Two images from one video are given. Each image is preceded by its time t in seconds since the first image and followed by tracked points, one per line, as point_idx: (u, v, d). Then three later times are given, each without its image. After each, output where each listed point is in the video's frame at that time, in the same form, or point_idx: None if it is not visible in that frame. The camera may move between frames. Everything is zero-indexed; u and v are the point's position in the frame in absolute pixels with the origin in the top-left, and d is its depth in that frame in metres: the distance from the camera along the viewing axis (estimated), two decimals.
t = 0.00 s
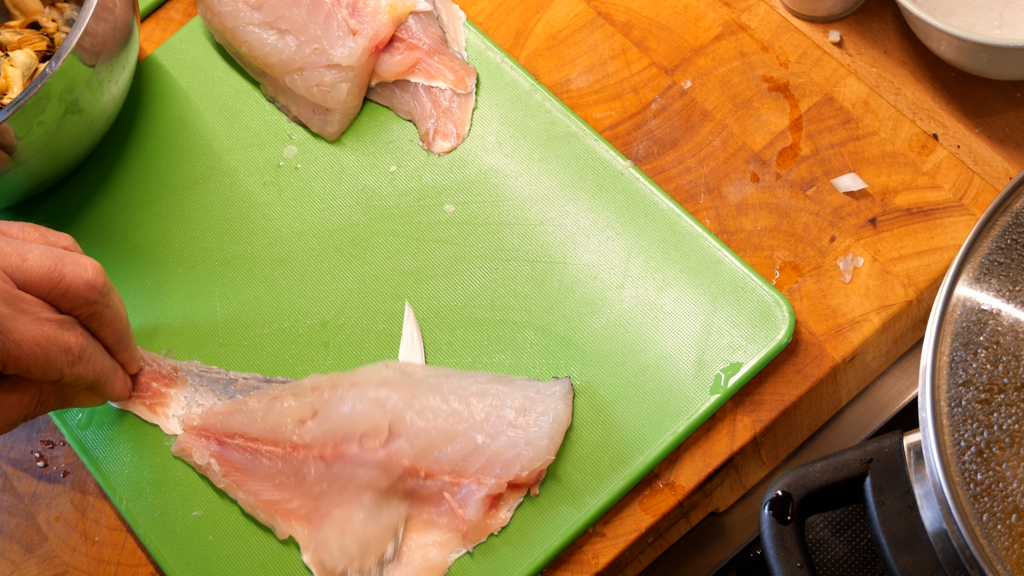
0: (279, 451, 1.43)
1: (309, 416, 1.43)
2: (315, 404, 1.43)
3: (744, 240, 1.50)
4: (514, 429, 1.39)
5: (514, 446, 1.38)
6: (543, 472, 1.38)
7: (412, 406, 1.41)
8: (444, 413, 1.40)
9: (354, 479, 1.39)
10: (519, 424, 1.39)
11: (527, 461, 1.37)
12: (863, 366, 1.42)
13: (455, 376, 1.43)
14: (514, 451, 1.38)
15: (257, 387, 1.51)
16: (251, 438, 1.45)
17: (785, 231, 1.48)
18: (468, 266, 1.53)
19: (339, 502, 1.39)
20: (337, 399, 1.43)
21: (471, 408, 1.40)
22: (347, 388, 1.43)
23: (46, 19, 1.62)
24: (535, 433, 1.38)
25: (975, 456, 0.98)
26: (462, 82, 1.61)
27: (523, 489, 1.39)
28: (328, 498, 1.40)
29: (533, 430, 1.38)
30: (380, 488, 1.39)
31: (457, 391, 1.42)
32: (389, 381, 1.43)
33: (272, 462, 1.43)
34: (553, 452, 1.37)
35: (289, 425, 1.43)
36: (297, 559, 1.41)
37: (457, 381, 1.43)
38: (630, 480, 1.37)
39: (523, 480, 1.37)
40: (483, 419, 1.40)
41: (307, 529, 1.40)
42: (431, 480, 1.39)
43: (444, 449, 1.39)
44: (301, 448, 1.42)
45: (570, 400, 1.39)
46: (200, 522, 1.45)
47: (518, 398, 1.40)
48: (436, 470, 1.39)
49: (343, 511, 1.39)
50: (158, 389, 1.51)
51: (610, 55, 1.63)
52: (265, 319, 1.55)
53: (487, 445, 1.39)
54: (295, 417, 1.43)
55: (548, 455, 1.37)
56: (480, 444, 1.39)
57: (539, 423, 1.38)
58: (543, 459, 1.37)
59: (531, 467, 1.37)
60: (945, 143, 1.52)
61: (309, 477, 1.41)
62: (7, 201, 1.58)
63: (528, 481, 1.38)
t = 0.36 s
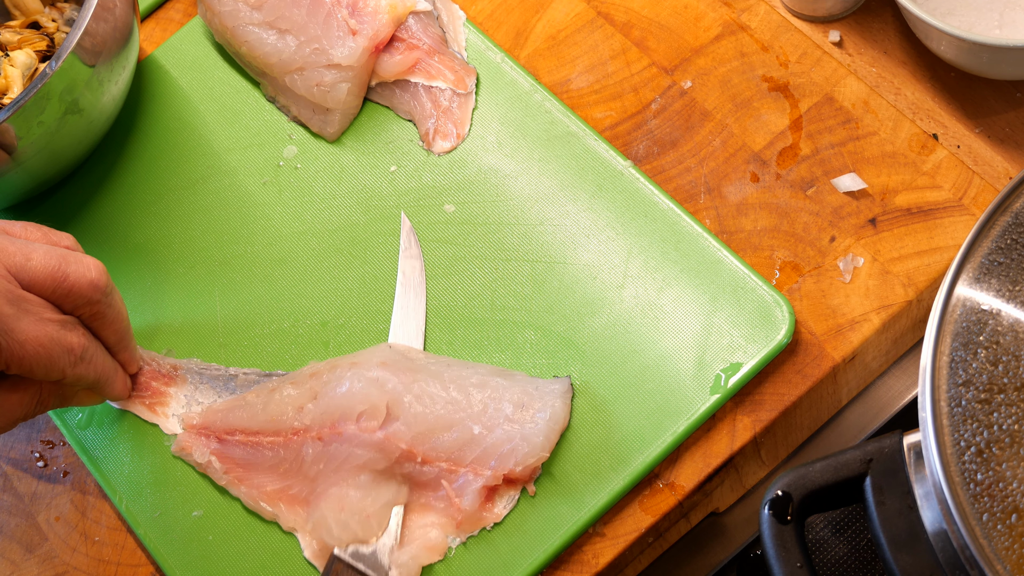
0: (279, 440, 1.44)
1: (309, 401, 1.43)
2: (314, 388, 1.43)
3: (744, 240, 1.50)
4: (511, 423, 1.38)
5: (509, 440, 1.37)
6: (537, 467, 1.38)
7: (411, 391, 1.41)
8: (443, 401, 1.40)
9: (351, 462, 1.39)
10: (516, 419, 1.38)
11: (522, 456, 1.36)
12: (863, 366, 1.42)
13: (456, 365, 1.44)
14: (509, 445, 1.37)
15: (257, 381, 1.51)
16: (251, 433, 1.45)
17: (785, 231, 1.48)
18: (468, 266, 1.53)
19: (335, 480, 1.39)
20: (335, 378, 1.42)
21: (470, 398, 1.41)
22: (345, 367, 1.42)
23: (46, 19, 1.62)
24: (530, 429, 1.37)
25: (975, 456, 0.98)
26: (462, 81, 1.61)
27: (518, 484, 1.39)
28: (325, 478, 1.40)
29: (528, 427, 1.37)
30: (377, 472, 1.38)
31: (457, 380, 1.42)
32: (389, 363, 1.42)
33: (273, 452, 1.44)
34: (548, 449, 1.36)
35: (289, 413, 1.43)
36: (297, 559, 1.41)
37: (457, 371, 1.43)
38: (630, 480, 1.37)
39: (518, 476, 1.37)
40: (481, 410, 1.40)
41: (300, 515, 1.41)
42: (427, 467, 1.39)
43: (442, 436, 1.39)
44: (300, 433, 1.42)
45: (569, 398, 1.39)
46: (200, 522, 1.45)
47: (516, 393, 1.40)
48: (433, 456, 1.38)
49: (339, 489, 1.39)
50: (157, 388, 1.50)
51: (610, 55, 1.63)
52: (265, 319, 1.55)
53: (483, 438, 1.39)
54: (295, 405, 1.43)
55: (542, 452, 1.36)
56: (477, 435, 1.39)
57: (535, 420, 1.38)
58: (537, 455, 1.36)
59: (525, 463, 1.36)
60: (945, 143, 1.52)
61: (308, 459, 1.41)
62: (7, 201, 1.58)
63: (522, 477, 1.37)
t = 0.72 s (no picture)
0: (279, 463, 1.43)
1: (313, 435, 1.43)
2: (320, 426, 1.44)
3: (744, 240, 1.50)
4: (518, 454, 1.37)
5: (518, 472, 1.37)
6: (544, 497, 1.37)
7: (414, 444, 1.40)
8: (446, 448, 1.39)
9: (356, 516, 1.38)
10: (523, 449, 1.38)
11: (531, 487, 1.36)
12: (863, 366, 1.42)
13: (458, 408, 1.42)
14: (518, 477, 1.36)
15: (258, 395, 1.50)
16: (254, 444, 1.45)
17: (785, 231, 1.48)
18: (468, 266, 1.53)
19: (338, 537, 1.39)
20: (340, 428, 1.43)
21: (473, 439, 1.39)
22: (351, 420, 1.43)
23: (46, 19, 1.62)
24: (539, 458, 1.37)
25: (975, 456, 0.98)
26: (462, 82, 1.61)
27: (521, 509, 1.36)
28: (327, 526, 1.39)
29: (537, 456, 1.37)
30: (380, 536, 1.37)
31: (459, 423, 1.41)
32: (392, 419, 1.42)
33: (273, 472, 1.43)
34: (557, 476, 1.36)
35: (292, 441, 1.44)
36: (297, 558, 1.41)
37: (459, 414, 1.41)
38: (630, 480, 1.37)
39: (526, 508, 1.36)
40: (486, 449, 1.38)
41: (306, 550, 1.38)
42: (434, 515, 1.36)
43: (448, 483, 1.37)
44: (301, 468, 1.42)
45: (573, 423, 1.39)
46: (201, 522, 1.45)
47: (521, 422, 1.39)
48: (440, 505, 1.36)
49: (340, 549, 1.38)
50: (157, 389, 1.51)
51: (610, 55, 1.63)
52: (265, 319, 1.55)
53: (491, 474, 1.37)
54: (298, 433, 1.44)
55: (552, 481, 1.36)
56: (483, 474, 1.37)
57: (542, 448, 1.37)
58: (547, 484, 1.36)
59: (536, 493, 1.35)
60: (945, 143, 1.52)
61: (310, 503, 1.41)
62: (7, 201, 1.58)
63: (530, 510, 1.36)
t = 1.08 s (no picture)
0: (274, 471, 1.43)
1: (306, 445, 1.42)
2: (311, 435, 1.43)
3: (744, 240, 1.50)
4: (508, 479, 1.37)
5: (506, 497, 1.36)
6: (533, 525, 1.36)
7: (405, 456, 1.39)
8: (437, 464, 1.39)
9: (344, 528, 1.39)
10: (512, 475, 1.37)
11: (518, 514, 1.35)
12: (863, 366, 1.42)
13: (452, 425, 1.42)
14: (506, 502, 1.36)
15: (255, 400, 1.50)
16: (246, 450, 1.44)
17: (785, 231, 1.48)
18: (468, 266, 1.53)
19: (325, 549, 1.39)
20: (332, 439, 1.42)
21: (465, 457, 1.39)
22: (343, 429, 1.42)
23: (46, 19, 1.62)
24: (527, 485, 1.36)
25: (975, 456, 0.98)
26: (462, 82, 1.61)
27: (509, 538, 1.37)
28: (325, 527, 1.40)
29: (526, 483, 1.36)
30: (368, 553, 1.37)
31: (452, 440, 1.40)
32: (383, 429, 1.42)
33: (264, 480, 1.43)
34: (544, 506, 1.35)
35: (284, 448, 1.43)
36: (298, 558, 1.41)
37: (452, 431, 1.41)
38: (630, 480, 1.37)
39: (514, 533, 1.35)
40: (477, 469, 1.38)
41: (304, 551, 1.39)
42: (421, 529, 1.36)
43: (436, 500, 1.37)
44: (292, 477, 1.42)
45: (566, 454, 1.37)
46: (200, 522, 1.45)
47: (513, 448, 1.39)
48: (426, 521, 1.36)
49: (326, 561, 1.39)
50: (156, 390, 1.51)
51: (610, 55, 1.63)
52: (265, 319, 1.55)
53: (479, 496, 1.37)
54: (291, 441, 1.43)
55: (540, 509, 1.35)
56: (472, 495, 1.37)
57: (533, 475, 1.36)
58: (534, 512, 1.35)
59: (523, 520, 1.34)
60: (945, 143, 1.52)
61: (300, 513, 1.41)
62: (7, 201, 1.58)
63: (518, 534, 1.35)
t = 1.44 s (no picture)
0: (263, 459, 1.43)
1: (294, 426, 1.42)
2: (301, 415, 1.43)
3: (744, 241, 1.50)
4: (493, 473, 1.37)
5: (490, 489, 1.36)
6: (517, 519, 1.36)
7: (394, 434, 1.40)
8: (424, 447, 1.39)
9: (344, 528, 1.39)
10: (499, 469, 1.37)
11: (502, 507, 1.35)
12: (863, 366, 1.42)
13: (444, 411, 1.42)
14: (490, 494, 1.36)
15: (249, 390, 1.51)
16: (234, 441, 1.44)
17: (785, 231, 1.48)
18: (468, 266, 1.53)
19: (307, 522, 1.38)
20: (321, 413, 1.42)
21: (453, 445, 1.39)
22: (333, 402, 1.42)
23: (46, 19, 1.62)
24: (512, 480, 1.36)
25: (976, 456, 0.98)
26: (462, 82, 1.61)
27: (496, 532, 1.37)
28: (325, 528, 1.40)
29: (511, 477, 1.36)
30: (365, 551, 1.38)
31: (442, 426, 1.41)
32: (376, 402, 1.42)
33: (251, 468, 1.43)
34: (529, 501, 1.35)
35: (272, 434, 1.43)
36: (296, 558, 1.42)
37: (443, 417, 1.41)
38: (630, 480, 1.37)
39: (497, 525, 1.35)
40: (464, 458, 1.38)
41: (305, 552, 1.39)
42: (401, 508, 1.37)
43: (420, 481, 1.38)
44: (281, 459, 1.42)
45: (555, 453, 1.37)
46: (200, 522, 1.45)
47: (502, 442, 1.39)
48: (408, 500, 1.37)
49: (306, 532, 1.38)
50: (149, 383, 1.53)
51: (610, 55, 1.63)
52: (265, 319, 1.55)
53: (463, 485, 1.37)
54: (279, 426, 1.43)
55: (523, 504, 1.34)
56: (457, 483, 1.37)
57: (519, 470, 1.36)
58: (518, 506, 1.34)
59: (505, 514, 1.35)
60: (945, 143, 1.52)
61: (285, 490, 1.40)
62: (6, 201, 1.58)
63: (501, 527, 1.36)
